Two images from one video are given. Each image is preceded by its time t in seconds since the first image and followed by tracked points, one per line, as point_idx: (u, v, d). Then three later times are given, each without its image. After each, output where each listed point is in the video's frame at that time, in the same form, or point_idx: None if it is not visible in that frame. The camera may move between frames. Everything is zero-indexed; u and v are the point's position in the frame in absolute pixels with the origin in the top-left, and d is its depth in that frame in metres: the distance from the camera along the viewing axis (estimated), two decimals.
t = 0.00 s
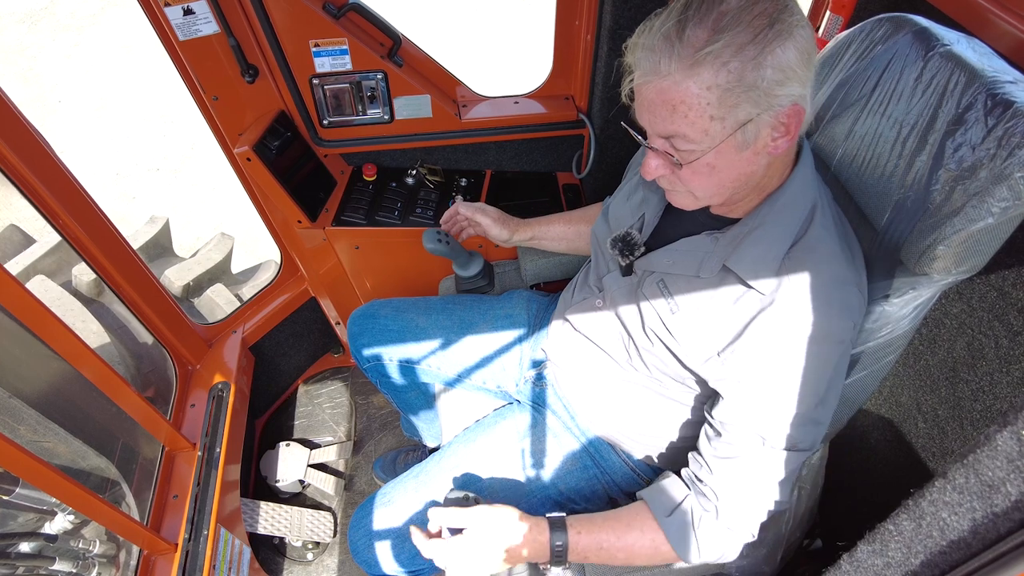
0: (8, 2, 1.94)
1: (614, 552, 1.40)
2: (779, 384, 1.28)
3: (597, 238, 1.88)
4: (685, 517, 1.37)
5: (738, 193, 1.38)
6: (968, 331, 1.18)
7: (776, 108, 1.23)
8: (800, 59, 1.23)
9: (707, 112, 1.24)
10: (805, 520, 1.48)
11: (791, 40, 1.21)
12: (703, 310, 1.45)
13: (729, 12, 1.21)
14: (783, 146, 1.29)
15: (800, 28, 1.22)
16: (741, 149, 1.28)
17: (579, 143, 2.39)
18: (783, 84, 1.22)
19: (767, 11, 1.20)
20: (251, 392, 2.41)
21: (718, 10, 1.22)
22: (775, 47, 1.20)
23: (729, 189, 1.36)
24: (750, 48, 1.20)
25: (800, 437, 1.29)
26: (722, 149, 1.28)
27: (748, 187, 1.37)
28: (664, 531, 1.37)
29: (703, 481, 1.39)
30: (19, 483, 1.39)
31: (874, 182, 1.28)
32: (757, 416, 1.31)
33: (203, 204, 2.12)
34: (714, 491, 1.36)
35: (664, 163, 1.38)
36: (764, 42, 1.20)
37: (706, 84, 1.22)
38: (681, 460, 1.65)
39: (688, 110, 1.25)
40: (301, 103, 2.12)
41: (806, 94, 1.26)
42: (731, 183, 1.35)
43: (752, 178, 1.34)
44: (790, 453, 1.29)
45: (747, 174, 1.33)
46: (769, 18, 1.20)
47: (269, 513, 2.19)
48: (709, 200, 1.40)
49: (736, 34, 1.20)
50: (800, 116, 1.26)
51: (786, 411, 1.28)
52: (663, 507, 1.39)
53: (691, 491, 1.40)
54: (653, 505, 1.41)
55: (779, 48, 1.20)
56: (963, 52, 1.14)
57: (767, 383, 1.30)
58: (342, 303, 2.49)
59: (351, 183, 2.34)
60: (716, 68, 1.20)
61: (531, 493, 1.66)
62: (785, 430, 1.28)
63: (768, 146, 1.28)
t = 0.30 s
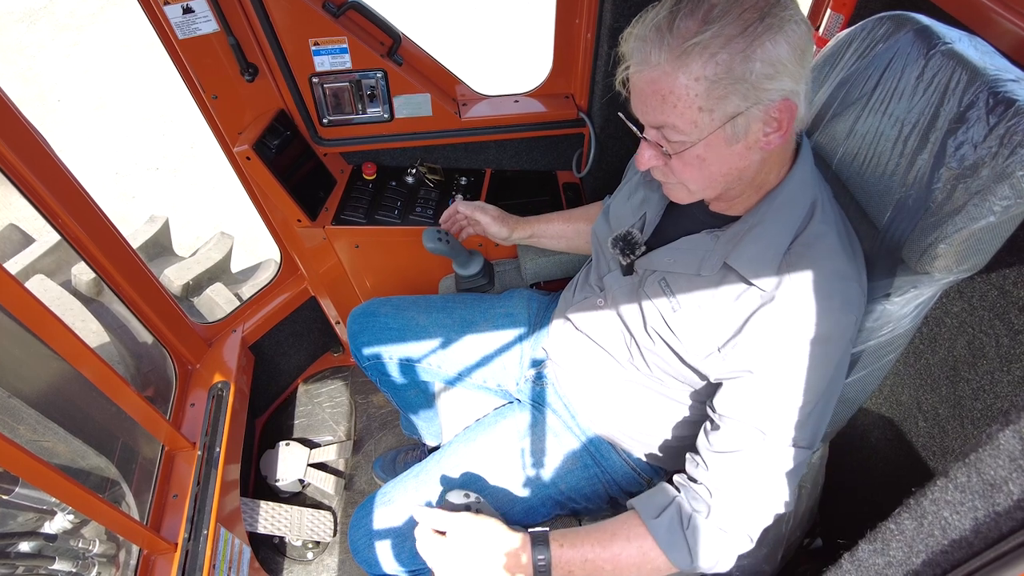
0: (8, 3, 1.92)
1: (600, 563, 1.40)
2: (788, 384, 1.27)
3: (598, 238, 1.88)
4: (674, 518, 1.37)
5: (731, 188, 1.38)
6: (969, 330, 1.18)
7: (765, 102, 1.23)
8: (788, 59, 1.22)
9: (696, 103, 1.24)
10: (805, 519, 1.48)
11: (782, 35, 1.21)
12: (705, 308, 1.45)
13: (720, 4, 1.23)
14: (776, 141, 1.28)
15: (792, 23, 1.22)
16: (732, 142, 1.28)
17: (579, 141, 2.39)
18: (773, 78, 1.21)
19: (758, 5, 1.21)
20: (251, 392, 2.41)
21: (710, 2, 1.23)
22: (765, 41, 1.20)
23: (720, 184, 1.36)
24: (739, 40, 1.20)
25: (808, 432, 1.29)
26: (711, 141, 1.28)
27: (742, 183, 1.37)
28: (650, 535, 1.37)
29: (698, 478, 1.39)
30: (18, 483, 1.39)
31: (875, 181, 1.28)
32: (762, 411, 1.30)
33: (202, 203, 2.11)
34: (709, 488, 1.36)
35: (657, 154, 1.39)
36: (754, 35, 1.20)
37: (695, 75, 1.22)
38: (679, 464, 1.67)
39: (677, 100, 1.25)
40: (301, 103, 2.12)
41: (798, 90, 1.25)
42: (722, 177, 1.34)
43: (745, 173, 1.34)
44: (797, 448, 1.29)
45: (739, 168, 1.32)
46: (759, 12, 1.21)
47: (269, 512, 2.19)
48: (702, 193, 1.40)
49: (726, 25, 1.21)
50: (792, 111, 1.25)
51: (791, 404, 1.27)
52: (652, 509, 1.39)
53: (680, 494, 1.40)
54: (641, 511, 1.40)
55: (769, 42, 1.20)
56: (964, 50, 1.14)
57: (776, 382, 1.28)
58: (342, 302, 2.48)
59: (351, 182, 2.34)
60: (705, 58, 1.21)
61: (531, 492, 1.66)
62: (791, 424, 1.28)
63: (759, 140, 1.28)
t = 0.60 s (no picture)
0: None
1: (638, 544, 1.41)
2: (785, 384, 1.28)
3: (598, 238, 1.89)
4: (706, 509, 1.39)
5: (729, 187, 1.38)
6: (969, 329, 1.18)
7: (755, 100, 1.23)
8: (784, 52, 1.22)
9: (686, 103, 1.25)
10: (805, 518, 1.48)
11: (771, 34, 1.21)
12: (707, 308, 1.45)
13: (708, 4, 1.23)
14: (771, 139, 1.28)
15: (780, 22, 1.22)
16: (724, 140, 1.28)
17: (580, 141, 2.39)
18: (764, 76, 1.21)
19: (747, 4, 1.22)
20: (251, 392, 2.41)
21: (698, 2, 1.24)
22: (753, 40, 1.20)
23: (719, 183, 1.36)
24: (727, 40, 1.21)
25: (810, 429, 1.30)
26: (703, 140, 1.29)
27: (739, 182, 1.36)
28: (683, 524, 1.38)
29: (720, 479, 1.39)
30: (19, 482, 1.40)
31: (875, 180, 1.28)
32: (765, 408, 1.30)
33: (203, 204, 2.13)
34: (731, 487, 1.36)
35: (652, 151, 1.38)
36: (741, 35, 1.20)
37: (684, 75, 1.23)
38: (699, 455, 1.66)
39: (667, 100, 1.26)
40: (301, 102, 2.12)
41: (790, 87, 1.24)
42: (717, 175, 1.34)
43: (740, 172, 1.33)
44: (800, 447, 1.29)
45: (735, 165, 1.32)
46: (748, 11, 1.21)
47: (270, 512, 2.19)
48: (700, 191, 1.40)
49: (713, 24, 1.21)
50: (786, 109, 1.25)
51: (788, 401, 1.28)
52: (684, 498, 1.41)
53: (709, 487, 1.41)
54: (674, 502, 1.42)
55: (758, 40, 1.21)
56: (965, 49, 1.14)
57: (771, 382, 1.30)
58: (343, 302, 2.48)
59: (351, 182, 2.34)
60: (693, 58, 1.22)
61: (532, 491, 1.65)
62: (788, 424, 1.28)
63: (753, 138, 1.27)
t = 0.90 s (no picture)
0: None
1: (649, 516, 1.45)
2: (779, 386, 1.31)
3: (599, 237, 1.89)
4: (697, 484, 1.44)
5: (731, 185, 1.38)
6: (969, 328, 1.18)
7: (760, 99, 1.23)
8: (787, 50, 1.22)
9: (690, 103, 1.25)
10: (805, 517, 1.49)
11: (774, 34, 1.21)
12: (711, 308, 1.45)
13: (711, 4, 1.23)
14: (775, 138, 1.28)
15: (785, 21, 1.22)
16: (729, 140, 1.28)
17: (580, 140, 2.39)
18: (767, 75, 1.21)
19: (749, 4, 1.22)
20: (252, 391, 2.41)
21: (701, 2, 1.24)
22: (757, 39, 1.20)
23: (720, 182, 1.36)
24: (730, 41, 1.21)
25: (808, 427, 1.31)
26: (707, 139, 1.29)
27: (740, 180, 1.36)
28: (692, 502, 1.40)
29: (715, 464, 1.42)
30: (20, 481, 1.40)
31: (876, 180, 1.28)
32: (761, 406, 1.34)
33: (206, 203, 2.15)
34: (726, 471, 1.39)
35: (656, 151, 1.39)
36: (744, 35, 1.20)
37: (688, 75, 1.23)
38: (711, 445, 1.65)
39: (672, 101, 1.27)
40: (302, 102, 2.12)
41: (795, 87, 1.25)
42: (721, 173, 1.34)
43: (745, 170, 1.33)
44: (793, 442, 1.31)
45: (739, 165, 1.32)
46: (750, 11, 1.21)
47: (270, 511, 2.19)
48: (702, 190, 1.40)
49: (716, 24, 1.21)
50: (790, 108, 1.25)
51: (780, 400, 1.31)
52: (678, 472, 1.47)
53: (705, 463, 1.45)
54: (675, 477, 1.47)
55: (762, 40, 1.21)
56: (965, 49, 1.14)
57: (770, 378, 1.32)
58: (343, 301, 2.49)
59: (352, 181, 2.34)
60: (697, 59, 1.22)
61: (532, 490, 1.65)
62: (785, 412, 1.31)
63: (758, 137, 1.27)
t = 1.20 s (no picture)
0: None
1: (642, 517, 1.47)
2: (777, 379, 1.31)
3: (597, 236, 1.89)
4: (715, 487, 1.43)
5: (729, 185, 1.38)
6: (966, 328, 1.18)
7: (705, 116, 1.26)
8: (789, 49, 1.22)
9: (647, 97, 1.32)
10: (802, 516, 1.49)
11: (735, 57, 1.20)
12: (704, 309, 1.45)
13: (688, 8, 1.23)
14: (727, 153, 1.30)
15: (753, 47, 1.20)
16: (682, 141, 1.33)
17: (578, 140, 2.39)
18: (773, 73, 1.21)
19: (721, 21, 1.21)
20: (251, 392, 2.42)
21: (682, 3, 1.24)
22: (710, 57, 1.21)
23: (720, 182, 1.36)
24: (686, 54, 1.22)
25: (802, 426, 1.31)
26: (664, 133, 1.34)
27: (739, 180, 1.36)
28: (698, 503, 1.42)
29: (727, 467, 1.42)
30: (19, 482, 1.40)
31: (872, 180, 1.29)
32: (755, 405, 1.34)
33: (205, 203, 2.14)
34: (739, 475, 1.39)
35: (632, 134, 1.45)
36: (703, 52, 1.21)
37: (647, 74, 1.29)
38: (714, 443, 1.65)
39: (636, 89, 1.33)
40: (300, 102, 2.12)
41: (750, 112, 1.24)
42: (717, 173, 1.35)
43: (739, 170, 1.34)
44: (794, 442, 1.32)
45: (696, 164, 1.37)
46: (716, 28, 1.21)
47: (269, 511, 2.20)
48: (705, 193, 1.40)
49: (680, 34, 1.23)
50: (741, 130, 1.26)
51: (781, 396, 1.31)
52: (694, 474, 1.46)
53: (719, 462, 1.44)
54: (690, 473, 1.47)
55: (715, 61, 1.21)
56: (960, 49, 1.14)
57: (763, 379, 1.32)
58: (342, 302, 2.49)
59: (350, 182, 2.34)
60: (654, 62, 1.26)
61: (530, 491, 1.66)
62: (780, 414, 1.32)
63: (711, 147, 1.31)
